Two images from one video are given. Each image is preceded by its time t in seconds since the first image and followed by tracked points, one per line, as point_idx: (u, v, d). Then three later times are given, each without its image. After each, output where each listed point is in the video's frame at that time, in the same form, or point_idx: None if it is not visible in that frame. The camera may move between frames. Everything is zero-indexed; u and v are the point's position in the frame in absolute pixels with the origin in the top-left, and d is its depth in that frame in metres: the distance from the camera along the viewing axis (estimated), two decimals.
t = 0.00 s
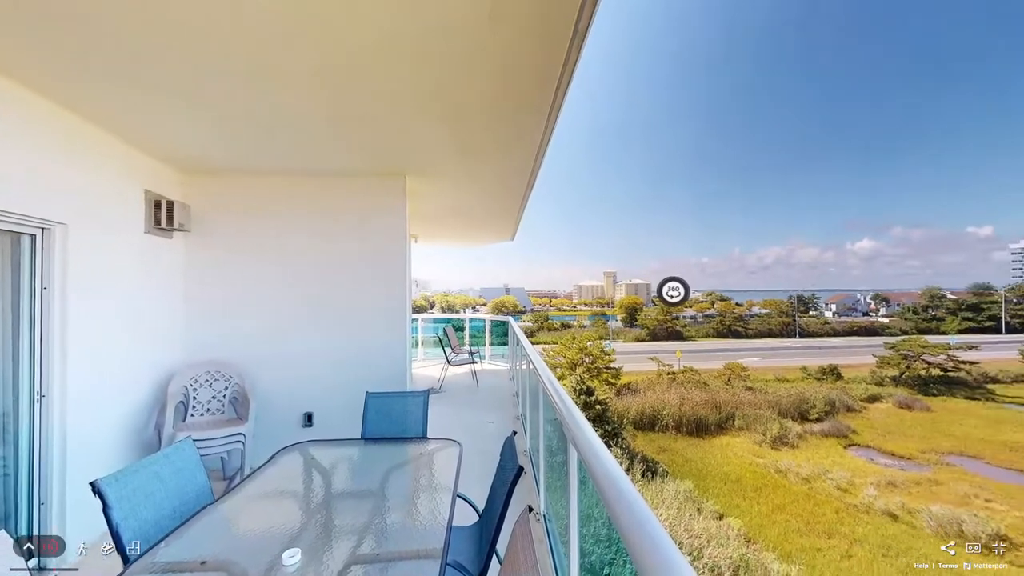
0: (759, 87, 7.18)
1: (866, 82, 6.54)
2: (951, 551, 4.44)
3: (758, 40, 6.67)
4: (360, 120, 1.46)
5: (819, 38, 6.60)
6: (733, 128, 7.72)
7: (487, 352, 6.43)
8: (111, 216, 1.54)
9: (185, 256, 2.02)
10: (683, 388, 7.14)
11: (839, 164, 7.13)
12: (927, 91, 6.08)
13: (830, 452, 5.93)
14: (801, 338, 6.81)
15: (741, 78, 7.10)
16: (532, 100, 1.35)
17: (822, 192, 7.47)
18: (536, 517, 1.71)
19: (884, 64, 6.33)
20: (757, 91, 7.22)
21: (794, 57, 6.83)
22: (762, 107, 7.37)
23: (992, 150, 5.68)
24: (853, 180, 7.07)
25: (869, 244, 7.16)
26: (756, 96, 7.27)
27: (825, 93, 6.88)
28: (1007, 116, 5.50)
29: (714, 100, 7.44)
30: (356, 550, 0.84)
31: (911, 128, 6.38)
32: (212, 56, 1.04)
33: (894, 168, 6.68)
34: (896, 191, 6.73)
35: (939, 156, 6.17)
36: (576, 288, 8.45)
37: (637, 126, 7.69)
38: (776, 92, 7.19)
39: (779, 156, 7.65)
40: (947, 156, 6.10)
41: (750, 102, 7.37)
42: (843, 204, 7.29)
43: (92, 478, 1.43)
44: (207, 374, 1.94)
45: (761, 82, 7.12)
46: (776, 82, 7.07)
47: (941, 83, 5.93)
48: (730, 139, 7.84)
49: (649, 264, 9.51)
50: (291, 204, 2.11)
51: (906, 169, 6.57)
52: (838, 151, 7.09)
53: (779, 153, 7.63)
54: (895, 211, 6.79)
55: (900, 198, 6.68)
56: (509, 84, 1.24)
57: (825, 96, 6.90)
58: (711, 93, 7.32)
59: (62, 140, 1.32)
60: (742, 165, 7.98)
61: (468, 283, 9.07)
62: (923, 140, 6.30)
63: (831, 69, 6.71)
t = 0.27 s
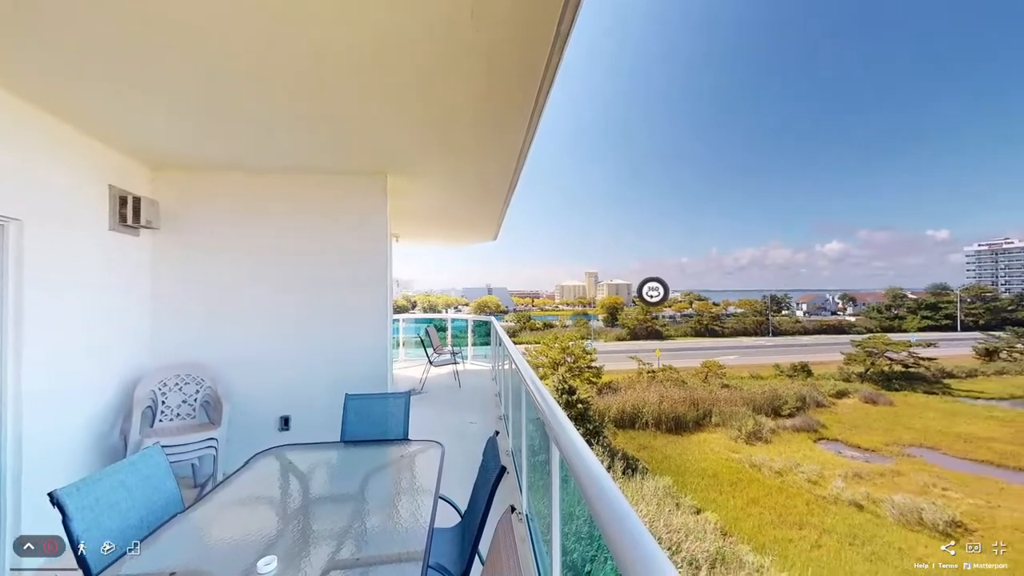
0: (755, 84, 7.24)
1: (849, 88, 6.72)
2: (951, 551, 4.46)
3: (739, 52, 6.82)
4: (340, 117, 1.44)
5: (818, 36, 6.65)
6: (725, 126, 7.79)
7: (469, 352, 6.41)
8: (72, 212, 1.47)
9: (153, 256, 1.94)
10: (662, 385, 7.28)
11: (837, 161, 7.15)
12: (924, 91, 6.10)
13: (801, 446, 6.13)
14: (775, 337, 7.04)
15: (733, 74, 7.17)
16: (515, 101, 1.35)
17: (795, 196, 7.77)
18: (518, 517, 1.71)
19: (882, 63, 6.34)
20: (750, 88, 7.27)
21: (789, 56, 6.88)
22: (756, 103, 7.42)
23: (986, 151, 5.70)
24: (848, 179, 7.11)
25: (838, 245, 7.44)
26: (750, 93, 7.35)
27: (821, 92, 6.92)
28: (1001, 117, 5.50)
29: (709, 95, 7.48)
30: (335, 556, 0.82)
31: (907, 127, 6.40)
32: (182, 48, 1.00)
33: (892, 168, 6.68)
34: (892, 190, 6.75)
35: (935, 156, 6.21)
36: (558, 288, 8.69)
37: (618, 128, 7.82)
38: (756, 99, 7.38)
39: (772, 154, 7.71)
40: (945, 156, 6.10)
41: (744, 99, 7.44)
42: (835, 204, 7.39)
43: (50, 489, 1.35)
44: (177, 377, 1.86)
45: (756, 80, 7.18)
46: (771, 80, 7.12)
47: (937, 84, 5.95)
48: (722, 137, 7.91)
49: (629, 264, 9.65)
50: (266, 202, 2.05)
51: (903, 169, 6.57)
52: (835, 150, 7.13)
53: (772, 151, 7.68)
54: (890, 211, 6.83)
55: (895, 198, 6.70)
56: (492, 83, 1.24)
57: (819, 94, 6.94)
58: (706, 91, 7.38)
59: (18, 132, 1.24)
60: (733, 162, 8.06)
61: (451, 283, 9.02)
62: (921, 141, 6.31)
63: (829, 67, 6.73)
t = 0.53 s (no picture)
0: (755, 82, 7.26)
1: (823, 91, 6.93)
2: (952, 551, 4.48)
3: (714, 53, 6.97)
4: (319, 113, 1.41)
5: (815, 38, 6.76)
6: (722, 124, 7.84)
7: (452, 352, 6.37)
8: (30, 207, 1.39)
9: (117, 253, 1.85)
10: (642, 384, 7.40)
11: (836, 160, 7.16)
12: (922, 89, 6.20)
13: (775, 441, 6.32)
14: (750, 335, 7.27)
15: (732, 71, 7.21)
16: (497, 100, 1.35)
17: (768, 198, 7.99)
18: (500, 517, 1.71)
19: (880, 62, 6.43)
20: (750, 86, 7.31)
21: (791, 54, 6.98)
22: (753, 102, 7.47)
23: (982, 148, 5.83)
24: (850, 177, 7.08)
25: (808, 246, 7.67)
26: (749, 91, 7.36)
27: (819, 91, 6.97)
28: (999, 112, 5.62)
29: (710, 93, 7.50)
30: (312, 562, 0.80)
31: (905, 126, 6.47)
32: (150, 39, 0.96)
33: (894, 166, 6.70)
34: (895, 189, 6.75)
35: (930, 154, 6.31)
36: (541, 288, 8.80)
37: (600, 128, 7.93)
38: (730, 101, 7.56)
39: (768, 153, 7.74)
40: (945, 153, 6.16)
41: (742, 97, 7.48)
42: (834, 204, 7.37)
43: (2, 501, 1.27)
44: (145, 381, 1.79)
45: (758, 77, 7.22)
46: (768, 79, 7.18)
47: (936, 82, 6.05)
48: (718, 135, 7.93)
49: (609, 265, 9.69)
50: (240, 198, 1.99)
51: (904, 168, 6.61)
52: (832, 149, 7.17)
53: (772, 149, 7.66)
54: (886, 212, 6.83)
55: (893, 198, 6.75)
56: (474, 83, 1.24)
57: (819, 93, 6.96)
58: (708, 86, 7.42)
59: None
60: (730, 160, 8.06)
61: (432, 282, 8.93)
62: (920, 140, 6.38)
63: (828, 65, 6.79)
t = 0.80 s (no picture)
0: (741, 80, 7.26)
1: (800, 97, 6.96)
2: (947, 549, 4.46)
3: (691, 58, 7.12)
4: (297, 108, 1.38)
5: (803, 36, 6.64)
6: (707, 122, 7.86)
7: (434, 353, 6.33)
8: None
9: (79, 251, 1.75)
10: (622, 382, 7.52)
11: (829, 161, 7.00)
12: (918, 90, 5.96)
13: (749, 436, 6.48)
14: (726, 334, 7.49)
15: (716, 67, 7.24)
16: (481, 98, 1.35)
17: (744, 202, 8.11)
18: (483, 518, 1.70)
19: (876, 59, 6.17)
20: (735, 81, 7.31)
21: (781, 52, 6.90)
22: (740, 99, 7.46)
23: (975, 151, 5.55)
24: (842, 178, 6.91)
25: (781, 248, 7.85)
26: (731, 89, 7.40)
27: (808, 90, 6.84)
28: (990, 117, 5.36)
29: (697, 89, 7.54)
30: (289, 570, 0.78)
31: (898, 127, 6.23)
32: (117, 28, 0.92)
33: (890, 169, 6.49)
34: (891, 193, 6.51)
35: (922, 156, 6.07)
36: (523, 288, 9.25)
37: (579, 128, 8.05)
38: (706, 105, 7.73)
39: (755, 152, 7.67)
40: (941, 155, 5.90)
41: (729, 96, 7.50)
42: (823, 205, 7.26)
43: None
44: (110, 387, 1.71)
45: (745, 75, 7.22)
46: (749, 79, 7.21)
47: (935, 82, 5.74)
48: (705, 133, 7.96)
49: (591, 265, 9.78)
50: (213, 195, 1.92)
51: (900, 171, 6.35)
52: (823, 147, 7.00)
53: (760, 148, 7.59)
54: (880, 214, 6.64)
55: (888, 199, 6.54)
56: (456, 80, 1.23)
57: (809, 93, 6.83)
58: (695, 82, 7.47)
59: None
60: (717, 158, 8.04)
61: (414, 282, 8.86)
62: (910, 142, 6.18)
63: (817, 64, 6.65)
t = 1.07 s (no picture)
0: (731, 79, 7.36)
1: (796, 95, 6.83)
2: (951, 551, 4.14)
3: (670, 61, 7.25)
4: (274, 102, 1.35)
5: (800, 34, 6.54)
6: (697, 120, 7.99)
7: (415, 354, 6.28)
8: None
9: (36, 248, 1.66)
10: (603, 380, 7.61)
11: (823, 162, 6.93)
12: (916, 90, 5.72)
13: (725, 433, 6.60)
14: (703, 333, 7.70)
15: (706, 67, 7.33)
16: (464, 95, 1.35)
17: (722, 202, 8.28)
18: (465, 519, 1.70)
19: (871, 60, 6.03)
20: (727, 81, 7.41)
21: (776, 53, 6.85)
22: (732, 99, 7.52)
23: (971, 153, 5.36)
24: (836, 178, 6.87)
25: (755, 250, 7.99)
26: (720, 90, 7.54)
27: (802, 89, 6.79)
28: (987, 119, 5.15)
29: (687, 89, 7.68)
30: None
31: (894, 128, 6.07)
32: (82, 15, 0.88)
33: (886, 173, 6.31)
34: (887, 196, 6.37)
35: (918, 158, 5.94)
36: (504, 288, 9.61)
37: (561, 128, 8.21)
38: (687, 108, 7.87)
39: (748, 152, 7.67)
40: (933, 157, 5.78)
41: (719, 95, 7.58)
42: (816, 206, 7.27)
43: None
44: (69, 392, 1.61)
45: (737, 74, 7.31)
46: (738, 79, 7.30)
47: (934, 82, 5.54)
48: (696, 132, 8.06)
49: (573, 266, 9.86)
50: (183, 192, 1.85)
51: (898, 174, 6.18)
52: (817, 147, 6.95)
53: (754, 148, 7.61)
54: (873, 217, 6.58)
55: (882, 203, 6.46)
56: (439, 77, 1.23)
57: (804, 92, 6.79)
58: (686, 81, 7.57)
59: None
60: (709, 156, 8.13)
61: (396, 282, 8.78)
62: (907, 144, 6.00)
63: (811, 64, 6.59)
